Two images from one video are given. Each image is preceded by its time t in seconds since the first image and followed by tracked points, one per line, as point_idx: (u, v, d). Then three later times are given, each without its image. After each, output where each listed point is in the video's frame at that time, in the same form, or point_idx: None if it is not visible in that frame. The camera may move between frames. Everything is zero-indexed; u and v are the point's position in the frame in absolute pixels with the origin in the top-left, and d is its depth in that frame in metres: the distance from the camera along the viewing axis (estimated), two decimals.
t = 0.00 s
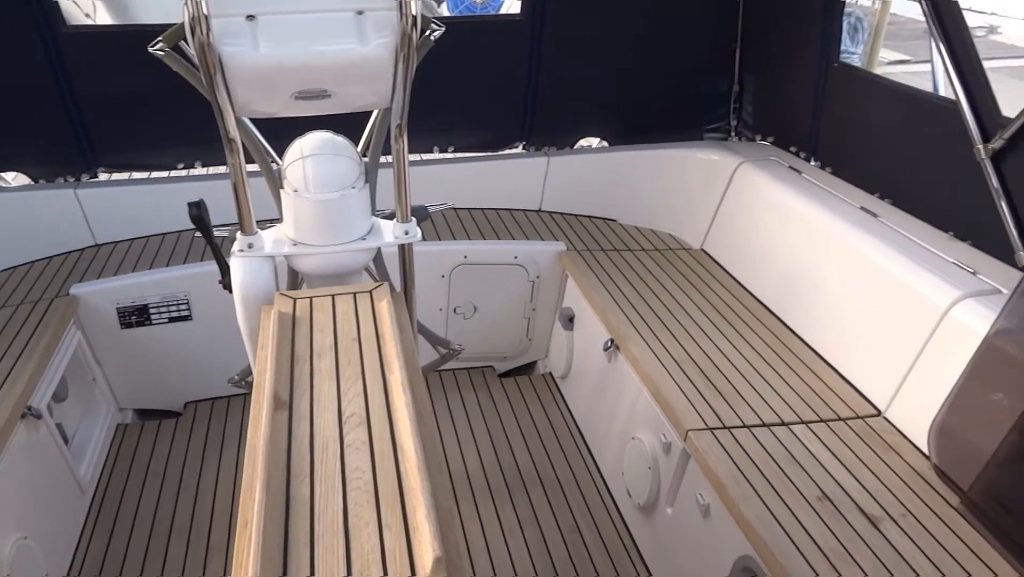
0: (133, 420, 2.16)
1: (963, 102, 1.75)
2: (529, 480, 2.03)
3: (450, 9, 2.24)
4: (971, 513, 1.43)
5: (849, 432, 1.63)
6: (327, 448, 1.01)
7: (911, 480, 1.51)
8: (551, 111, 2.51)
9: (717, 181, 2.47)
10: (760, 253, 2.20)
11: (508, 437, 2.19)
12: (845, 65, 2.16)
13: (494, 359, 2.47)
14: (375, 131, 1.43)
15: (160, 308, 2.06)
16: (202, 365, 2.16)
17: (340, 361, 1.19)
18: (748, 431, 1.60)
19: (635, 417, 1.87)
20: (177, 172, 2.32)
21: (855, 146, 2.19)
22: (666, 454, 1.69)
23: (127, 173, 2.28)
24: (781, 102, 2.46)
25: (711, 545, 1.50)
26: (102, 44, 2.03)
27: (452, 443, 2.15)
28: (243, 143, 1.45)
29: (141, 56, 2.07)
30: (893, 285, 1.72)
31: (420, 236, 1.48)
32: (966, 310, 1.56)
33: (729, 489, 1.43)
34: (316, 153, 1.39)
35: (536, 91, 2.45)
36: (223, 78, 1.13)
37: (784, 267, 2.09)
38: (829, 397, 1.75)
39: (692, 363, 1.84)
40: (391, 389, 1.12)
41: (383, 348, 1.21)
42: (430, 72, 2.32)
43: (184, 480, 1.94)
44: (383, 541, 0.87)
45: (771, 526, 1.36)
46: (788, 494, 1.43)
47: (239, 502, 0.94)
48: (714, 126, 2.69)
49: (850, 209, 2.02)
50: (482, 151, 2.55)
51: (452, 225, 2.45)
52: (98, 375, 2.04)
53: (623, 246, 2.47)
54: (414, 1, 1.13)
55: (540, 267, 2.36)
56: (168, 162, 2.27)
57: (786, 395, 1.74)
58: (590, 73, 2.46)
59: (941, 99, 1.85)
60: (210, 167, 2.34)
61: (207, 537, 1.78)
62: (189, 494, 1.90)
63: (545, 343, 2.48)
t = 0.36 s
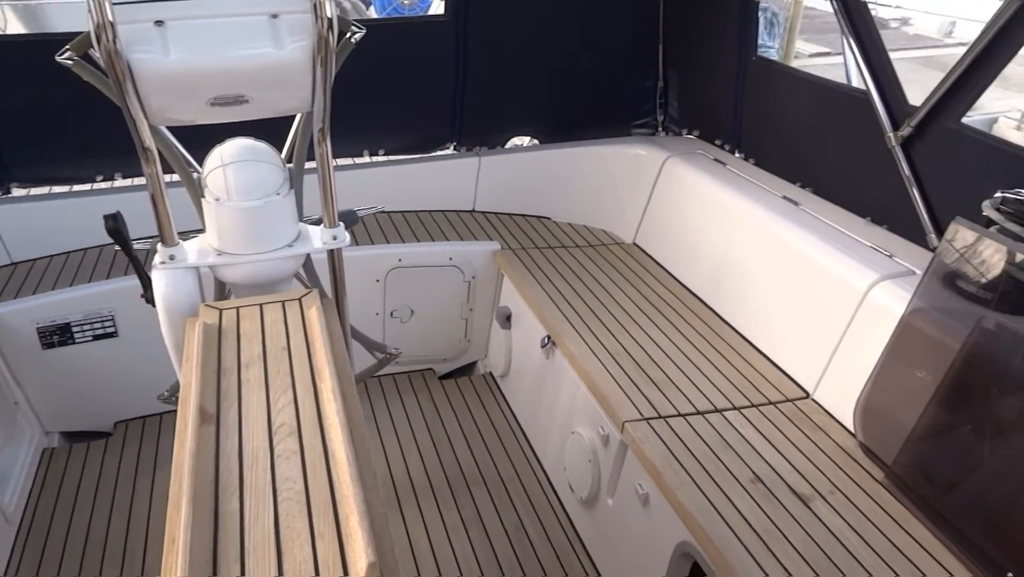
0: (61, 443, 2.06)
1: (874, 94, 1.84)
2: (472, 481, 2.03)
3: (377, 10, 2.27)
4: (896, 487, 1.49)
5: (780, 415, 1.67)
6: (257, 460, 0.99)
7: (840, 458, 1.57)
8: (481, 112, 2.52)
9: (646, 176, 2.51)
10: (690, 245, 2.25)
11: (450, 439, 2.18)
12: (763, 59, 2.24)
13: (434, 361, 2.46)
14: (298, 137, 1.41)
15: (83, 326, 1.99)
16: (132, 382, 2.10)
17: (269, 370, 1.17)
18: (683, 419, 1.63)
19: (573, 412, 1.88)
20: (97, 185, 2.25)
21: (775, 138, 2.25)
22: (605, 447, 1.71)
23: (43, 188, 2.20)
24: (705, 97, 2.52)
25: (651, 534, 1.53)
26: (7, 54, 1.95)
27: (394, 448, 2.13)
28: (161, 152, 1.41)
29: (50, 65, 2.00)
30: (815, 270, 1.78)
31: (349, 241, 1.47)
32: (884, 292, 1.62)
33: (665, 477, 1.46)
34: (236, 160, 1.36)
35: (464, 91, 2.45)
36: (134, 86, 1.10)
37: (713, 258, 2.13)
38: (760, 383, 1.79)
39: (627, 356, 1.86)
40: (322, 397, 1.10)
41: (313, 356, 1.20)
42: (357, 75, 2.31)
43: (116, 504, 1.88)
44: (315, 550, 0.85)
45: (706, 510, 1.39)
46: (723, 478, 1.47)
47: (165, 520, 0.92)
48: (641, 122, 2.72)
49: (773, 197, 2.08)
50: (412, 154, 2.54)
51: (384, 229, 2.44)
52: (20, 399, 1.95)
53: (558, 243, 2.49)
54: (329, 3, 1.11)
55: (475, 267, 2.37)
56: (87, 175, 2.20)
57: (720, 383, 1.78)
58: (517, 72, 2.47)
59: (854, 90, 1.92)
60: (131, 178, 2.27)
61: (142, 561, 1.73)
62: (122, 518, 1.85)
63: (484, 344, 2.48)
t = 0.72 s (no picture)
0: None
1: (791, 87, 1.89)
2: (413, 482, 2.02)
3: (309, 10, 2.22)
4: (822, 467, 1.53)
5: (711, 403, 1.71)
6: (179, 471, 0.97)
7: (769, 442, 1.61)
8: (411, 112, 2.50)
9: (578, 172, 2.54)
10: (622, 239, 2.28)
11: (389, 442, 2.17)
12: (687, 55, 2.28)
13: (372, 364, 2.43)
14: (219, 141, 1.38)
15: (1, 341, 1.91)
16: (56, 397, 2.03)
17: (192, 379, 1.14)
18: (618, 411, 1.66)
19: (511, 409, 1.89)
20: (12, 194, 2.16)
21: (702, 132, 2.30)
22: (543, 442, 1.72)
23: None
24: (634, 93, 2.56)
25: (588, 525, 1.55)
26: None
27: (332, 453, 2.11)
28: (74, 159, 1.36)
29: None
30: (742, 260, 1.83)
31: (275, 244, 1.44)
32: (807, 279, 1.67)
33: (601, 468, 1.47)
34: (152, 165, 1.33)
35: (394, 91, 2.44)
36: (38, 91, 1.05)
37: (645, 251, 2.17)
38: (692, 372, 1.83)
39: (562, 351, 1.88)
40: (247, 405, 1.08)
41: (238, 362, 1.18)
42: (284, 76, 2.27)
43: (40, 524, 1.81)
44: (240, 560, 0.84)
45: (640, 499, 1.41)
46: (656, 467, 1.49)
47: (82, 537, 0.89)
48: (572, 119, 2.74)
49: (700, 190, 2.12)
50: (343, 155, 2.51)
51: (316, 231, 2.41)
52: None
53: (493, 241, 2.49)
54: (241, 2, 1.09)
55: (410, 268, 2.35)
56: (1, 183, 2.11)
57: (653, 374, 1.80)
58: (447, 72, 2.47)
59: (774, 84, 1.98)
60: (49, 186, 2.19)
61: None
62: (48, 537, 1.79)
63: (422, 344, 2.47)
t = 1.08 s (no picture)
0: None
1: (717, 79, 1.94)
2: (355, 483, 2.00)
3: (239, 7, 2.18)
4: (755, 450, 1.58)
5: (648, 392, 1.74)
6: (104, 481, 0.94)
7: (704, 427, 1.64)
8: (344, 111, 2.48)
9: (514, 168, 2.55)
10: (559, 234, 2.30)
11: (330, 444, 2.14)
12: (617, 50, 2.31)
13: (312, 366, 2.40)
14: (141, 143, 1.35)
15: None
16: None
17: (117, 387, 1.11)
18: (557, 403, 1.67)
19: (452, 406, 1.89)
20: None
21: (634, 127, 2.33)
22: (484, 437, 1.73)
23: None
24: (566, 89, 2.58)
25: (530, 517, 1.56)
26: None
27: (272, 458, 2.08)
28: None
29: None
30: (674, 251, 1.86)
31: (204, 247, 1.39)
32: (736, 267, 1.72)
33: (540, 460, 1.49)
34: (71, 168, 1.29)
35: (326, 90, 2.41)
36: None
37: (581, 245, 2.19)
38: (629, 362, 1.85)
39: (501, 346, 1.89)
40: (175, 411, 1.06)
41: (165, 368, 1.15)
42: (212, 75, 2.23)
43: None
44: (168, 568, 0.82)
45: (579, 488, 1.43)
46: (595, 457, 1.51)
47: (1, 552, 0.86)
48: (507, 115, 2.75)
49: (633, 183, 2.16)
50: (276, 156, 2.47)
51: (250, 233, 2.37)
52: None
53: (430, 239, 2.48)
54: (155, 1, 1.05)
55: (347, 268, 2.33)
56: None
57: (591, 366, 1.83)
58: (379, 69, 2.45)
59: (701, 79, 2.02)
60: None
61: None
62: None
63: (362, 345, 2.44)
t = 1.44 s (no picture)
0: None
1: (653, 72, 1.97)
2: (306, 485, 1.99)
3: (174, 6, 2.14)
4: (699, 434, 1.61)
5: (593, 381, 1.77)
6: (37, 490, 0.92)
7: (649, 414, 1.67)
8: (284, 110, 2.45)
9: (458, 164, 2.55)
10: (504, 229, 2.31)
11: (279, 446, 2.12)
12: (556, 45, 2.33)
13: (259, 369, 2.38)
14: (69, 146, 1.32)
15: None
16: None
17: (49, 395, 1.09)
18: (504, 396, 1.69)
19: (401, 403, 1.89)
20: None
21: (575, 120, 2.36)
22: (433, 432, 1.73)
23: None
24: (507, 85, 2.59)
25: (481, 509, 1.57)
26: None
27: (220, 463, 2.05)
28: None
29: None
30: (615, 242, 1.89)
31: (138, 250, 1.35)
32: (676, 256, 1.75)
33: (488, 452, 1.50)
34: None
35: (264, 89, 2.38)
36: None
37: (526, 239, 2.21)
38: (575, 353, 1.88)
39: (448, 341, 1.89)
40: (110, 418, 1.04)
41: (100, 375, 1.13)
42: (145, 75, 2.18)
43: None
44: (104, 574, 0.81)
45: (527, 478, 1.44)
46: (542, 447, 1.53)
47: None
48: (450, 112, 2.76)
49: (574, 176, 2.18)
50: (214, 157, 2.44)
51: (189, 236, 2.33)
52: None
53: (376, 237, 2.47)
54: None
55: (291, 268, 2.31)
56: None
57: (537, 358, 1.85)
58: (318, 67, 2.43)
59: (638, 72, 2.05)
60: None
61: None
62: None
63: (310, 346, 2.42)
